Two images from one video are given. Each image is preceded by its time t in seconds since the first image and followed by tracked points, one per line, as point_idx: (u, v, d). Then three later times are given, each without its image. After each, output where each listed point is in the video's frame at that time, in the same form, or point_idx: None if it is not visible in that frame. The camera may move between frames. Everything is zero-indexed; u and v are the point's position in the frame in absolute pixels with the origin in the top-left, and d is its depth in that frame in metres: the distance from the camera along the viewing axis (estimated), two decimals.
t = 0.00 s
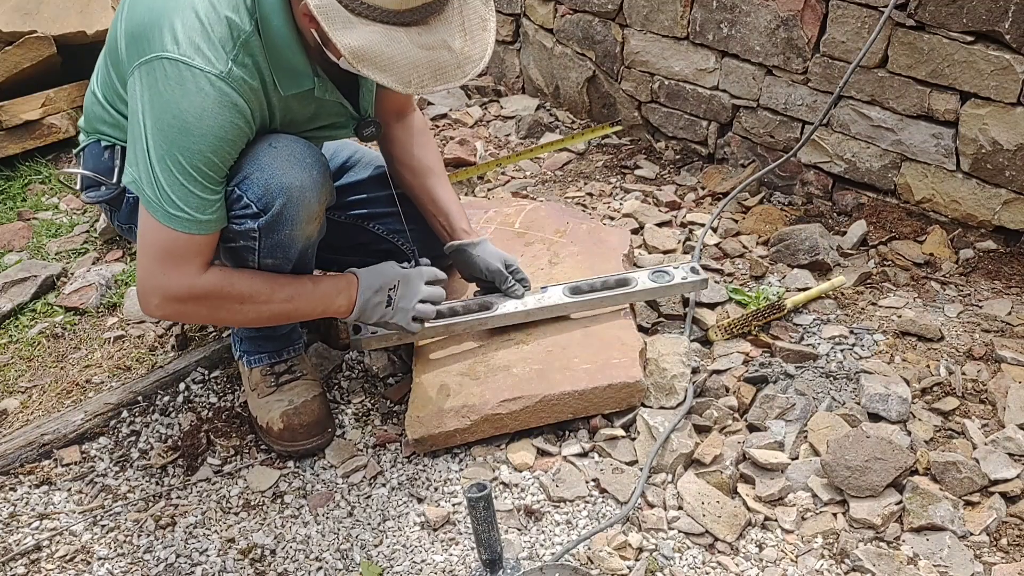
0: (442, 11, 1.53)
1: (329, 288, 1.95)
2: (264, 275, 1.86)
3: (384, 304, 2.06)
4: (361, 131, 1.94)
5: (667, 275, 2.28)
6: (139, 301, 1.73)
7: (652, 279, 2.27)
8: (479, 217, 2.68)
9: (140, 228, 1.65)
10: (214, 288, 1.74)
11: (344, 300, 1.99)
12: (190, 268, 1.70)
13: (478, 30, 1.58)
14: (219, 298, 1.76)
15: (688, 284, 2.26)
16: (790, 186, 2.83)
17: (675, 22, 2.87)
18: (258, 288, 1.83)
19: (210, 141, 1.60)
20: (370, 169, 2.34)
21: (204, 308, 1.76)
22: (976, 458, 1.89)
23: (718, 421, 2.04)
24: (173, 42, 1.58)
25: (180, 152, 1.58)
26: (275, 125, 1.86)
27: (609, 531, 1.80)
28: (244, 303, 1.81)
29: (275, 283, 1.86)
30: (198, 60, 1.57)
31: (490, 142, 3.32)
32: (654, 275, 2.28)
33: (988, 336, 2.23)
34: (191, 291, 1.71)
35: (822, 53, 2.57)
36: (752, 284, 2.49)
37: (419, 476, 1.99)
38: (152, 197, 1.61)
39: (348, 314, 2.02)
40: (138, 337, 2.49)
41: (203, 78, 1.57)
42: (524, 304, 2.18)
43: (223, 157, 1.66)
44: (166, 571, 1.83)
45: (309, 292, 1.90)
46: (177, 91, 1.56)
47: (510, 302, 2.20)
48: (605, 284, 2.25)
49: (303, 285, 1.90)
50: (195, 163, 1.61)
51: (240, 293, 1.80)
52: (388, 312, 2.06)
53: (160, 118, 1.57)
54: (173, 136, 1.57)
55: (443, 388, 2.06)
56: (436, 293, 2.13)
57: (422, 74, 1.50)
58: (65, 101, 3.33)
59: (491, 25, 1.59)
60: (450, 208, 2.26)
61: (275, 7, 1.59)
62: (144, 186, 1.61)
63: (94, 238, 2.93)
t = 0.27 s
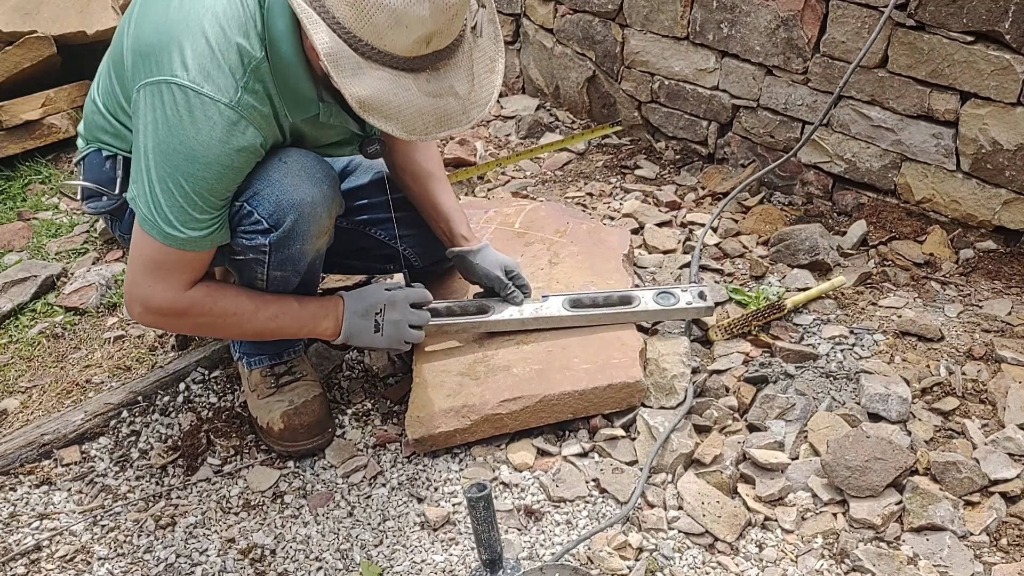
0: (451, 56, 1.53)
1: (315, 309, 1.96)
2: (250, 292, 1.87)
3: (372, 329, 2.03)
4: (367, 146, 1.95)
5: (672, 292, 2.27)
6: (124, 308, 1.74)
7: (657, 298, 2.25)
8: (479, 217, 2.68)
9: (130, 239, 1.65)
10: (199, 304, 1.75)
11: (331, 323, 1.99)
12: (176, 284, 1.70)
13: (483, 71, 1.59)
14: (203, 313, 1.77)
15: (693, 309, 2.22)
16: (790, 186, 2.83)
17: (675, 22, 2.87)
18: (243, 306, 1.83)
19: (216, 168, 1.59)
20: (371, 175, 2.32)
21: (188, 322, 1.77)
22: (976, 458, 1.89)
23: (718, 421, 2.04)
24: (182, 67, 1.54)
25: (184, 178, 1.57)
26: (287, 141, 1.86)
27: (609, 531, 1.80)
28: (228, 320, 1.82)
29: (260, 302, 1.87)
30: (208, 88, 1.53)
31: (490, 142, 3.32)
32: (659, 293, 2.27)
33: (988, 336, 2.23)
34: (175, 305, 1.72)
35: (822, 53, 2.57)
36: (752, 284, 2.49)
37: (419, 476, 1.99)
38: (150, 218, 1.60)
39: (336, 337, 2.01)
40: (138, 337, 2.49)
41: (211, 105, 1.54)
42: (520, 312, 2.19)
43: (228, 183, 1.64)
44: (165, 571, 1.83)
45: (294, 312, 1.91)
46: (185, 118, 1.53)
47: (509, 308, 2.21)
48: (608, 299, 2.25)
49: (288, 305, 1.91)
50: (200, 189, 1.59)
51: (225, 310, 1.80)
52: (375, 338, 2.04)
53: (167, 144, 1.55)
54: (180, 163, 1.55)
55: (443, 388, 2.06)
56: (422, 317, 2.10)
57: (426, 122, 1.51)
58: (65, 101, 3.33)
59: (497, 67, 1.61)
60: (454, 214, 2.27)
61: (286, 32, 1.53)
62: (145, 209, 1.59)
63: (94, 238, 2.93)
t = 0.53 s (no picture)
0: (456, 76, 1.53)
1: (320, 314, 1.97)
2: (256, 300, 1.87)
3: (376, 332, 2.03)
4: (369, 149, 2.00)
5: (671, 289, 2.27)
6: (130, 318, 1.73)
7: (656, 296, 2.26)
8: (479, 217, 2.68)
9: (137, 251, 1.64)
10: (206, 314, 1.75)
11: (336, 328, 2.00)
12: (183, 294, 1.70)
13: (486, 90, 1.61)
14: (210, 323, 1.77)
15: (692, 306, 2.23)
16: (790, 186, 2.83)
17: (675, 22, 2.87)
18: (249, 315, 1.84)
19: (228, 183, 1.56)
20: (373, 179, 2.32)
21: (195, 331, 1.77)
22: (976, 458, 1.89)
23: (718, 421, 2.04)
24: (191, 82, 1.50)
25: (196, 193, 1.55)
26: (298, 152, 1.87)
27: (609, 531, 1.80)
28: (235, 328, 1.82)
29: (265, 309, 1.87)
30: (218, 103, 1.50)
31: (490, 142, 3.32)
32: (659, 290, 2.27)
33: (988, 336, 2.23)
34: (182, 316, 1.72)
35: (822, 53, 2.57)
36: (752, 284, 2.49)
37: (419, 476, 1.99)
38: (159, 233, 1.58)
39: (343, 341, 2.02)
40: (138, 337, 2.49)
41: (221, 119, 1.51)
42: (520, 318, 2.18)
43: (239, 196, 1.62)
44: (165, 571, 1.83)
45: (300, 319, 1.92)
46: (195, 133, 1.51)
47: (509, 314, 2.20)
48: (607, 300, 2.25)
49: (293, 311, 1.91)
50: (211, 203, 1.57)
51: (232, 319, 1.81)
52: (381, 340, 2.04)
53: (177, 160, 1.52)
54: (191, 179, 1.53)
55: (443, 388, 2.06)
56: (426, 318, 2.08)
57: (427, 141, 1.52)
58: (65, 101, 3.33)
59: (501, 85, 1.64)
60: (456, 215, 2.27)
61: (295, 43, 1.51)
62: (155, 224, 1.57)
63: (94, 238, 2.93)
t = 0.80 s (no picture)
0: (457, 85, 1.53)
1: (326, 319, 1.98)
2: (262, 306, 1.88)
3: (382, 336, 2.02)
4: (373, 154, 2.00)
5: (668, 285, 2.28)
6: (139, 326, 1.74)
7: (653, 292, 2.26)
8: (479, 217, 2.68)
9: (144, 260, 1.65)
10: (213, 320, 1.76)
11: (343, 332, 2.00)
12: (190, 302, 1.71)
13: (489, 99, 1.61)
14: (218, 329, 1.78)
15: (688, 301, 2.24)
16: (790, 186, 2.83)
17: (675, 22, 2.87)
18: (256, 321, 1.84)
19: (235, 192, 1.56)
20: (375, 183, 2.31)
21: (202, 338, 1.78)
22: (976, 458, 1.89)
23: (718, 421, 2.04)
24: (196, 91, 1.50)
25: (203, 203, 1.55)
26: (306, 156, 1.84)
27: (609, 531, 1.80)
28: (242, 334, 1.83)
29: (272, 315, 1.88)
30: (224, 112, 1.50)
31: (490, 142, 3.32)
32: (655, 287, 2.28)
33: (988, 336, 2.23)
34: (190, 323, 1.73)
35: (822, 53, 2.57)
36: (752, 284, 2.49)
37: (419, 476, 1.99)
38: (167, 242, 1.58)
39: (349, 345, 2.02)
40: (138, 337, 2.49)
41: (228, 128, 1.50)
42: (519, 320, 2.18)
43: (246, 204, 1.62)
44: (165, 571, 1.83)
45: (307, 324, 1.92)
46: (201, 142, 1.50)
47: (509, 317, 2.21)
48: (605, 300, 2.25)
49: (299, 316, 1.92)
50: (218, 212, 1.57)
51: (239, 325, 1.81)
52: (387, 345, 2.03)
53: (185, 170, 1.52)
54: (199, 189, 1.53)
55: (444, 388, 2.06)
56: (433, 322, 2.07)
57: (429, 151, 1.52)
58: (65, 101, 3.33)
59: (504, 93, 1.64)
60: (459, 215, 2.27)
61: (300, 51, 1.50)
62: (164, 233, 1.58)
63: (94, 238, 2.93)
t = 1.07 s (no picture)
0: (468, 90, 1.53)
1: (336, 323, 1.97)
2: (271, 310, 1.88)
3: (389, 337, 2.02)
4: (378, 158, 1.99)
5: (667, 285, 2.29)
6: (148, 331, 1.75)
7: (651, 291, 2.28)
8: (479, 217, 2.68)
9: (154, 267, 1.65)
10: (222, 326, 1.77)
11: (352, 335, 2.00)
12: (199, 308, 1.71)
13: (499, 104, 1.61)
14: (227, 334, 1.79)
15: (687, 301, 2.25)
16: (790, 186, 2.83)
17: (675, 22, 2.87)
18: (265, 326, 1.84)
19: (247, 200, 1.56)
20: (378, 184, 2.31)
21: (212, 343, 1.78)
22: (976, 458, 1.89)
23: (718, 421, 2.04)
24: (207, 99, 1.49)
25: (215, 211, 1.54)
26: (318, 162, 1.85)
27: (609, 530, 1.80)
28: (251, 339, 1.83)
29: (281, 320, 1.88)
30: (236, 120, 1.49)
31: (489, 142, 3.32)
32: (653, 285, 2.29)
33: (988, 336, 2.23)
34: (198, 328, 1.73)
35: (822, 53, 2.57)
36: (752, 284, 2.49)
37: (419, 476, 1.99)
38: (179, 250, 1.58)
39: (358, 349, 2.02)
40: (138, 337, 2.49)
41: (240, 137, 1.50)
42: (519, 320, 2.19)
43: (258, 212, 1.61)
44: (165, 571, 1.83)
45: (316, 329, 1.92)
46: (213, 151, 1.50)
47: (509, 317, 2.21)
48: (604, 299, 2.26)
49: (309, 321, 1.92)
50: (230, 220, 1.57)
51: (248, 331, 1.82)
52: (395, 346, 2.03)
53: (197, 178, 1.52)
54: (211, 198, 1.53)
55: (444, 388, 2.06)
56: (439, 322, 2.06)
57: (440, 159, 1.53)
58: (65, 101, 3.33)
59: (514, 98, 1.64)
60: (460, 210, 2.26)
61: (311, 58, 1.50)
62: (176, 241, 1.57)
63: (94, 238, 2.94)
